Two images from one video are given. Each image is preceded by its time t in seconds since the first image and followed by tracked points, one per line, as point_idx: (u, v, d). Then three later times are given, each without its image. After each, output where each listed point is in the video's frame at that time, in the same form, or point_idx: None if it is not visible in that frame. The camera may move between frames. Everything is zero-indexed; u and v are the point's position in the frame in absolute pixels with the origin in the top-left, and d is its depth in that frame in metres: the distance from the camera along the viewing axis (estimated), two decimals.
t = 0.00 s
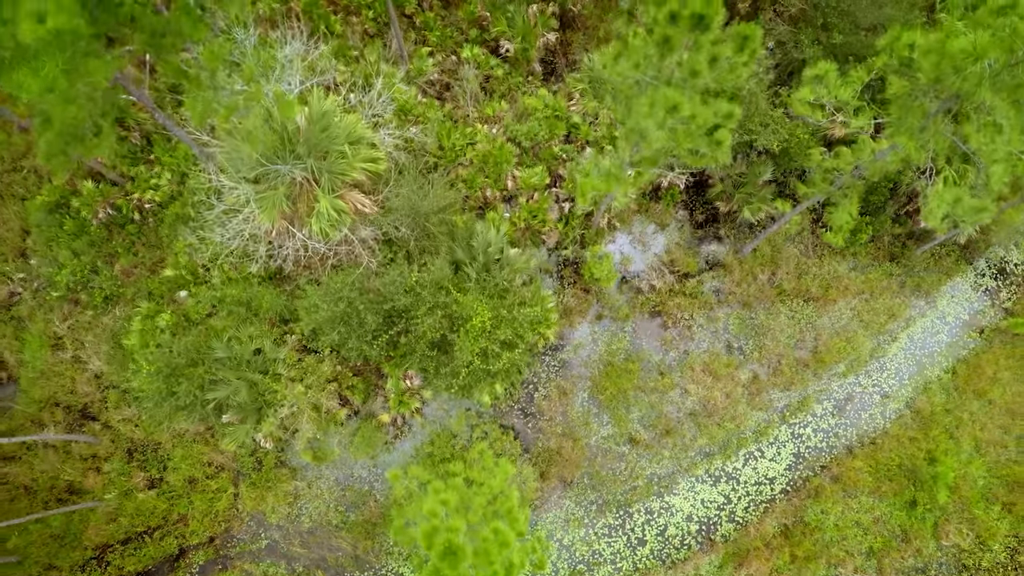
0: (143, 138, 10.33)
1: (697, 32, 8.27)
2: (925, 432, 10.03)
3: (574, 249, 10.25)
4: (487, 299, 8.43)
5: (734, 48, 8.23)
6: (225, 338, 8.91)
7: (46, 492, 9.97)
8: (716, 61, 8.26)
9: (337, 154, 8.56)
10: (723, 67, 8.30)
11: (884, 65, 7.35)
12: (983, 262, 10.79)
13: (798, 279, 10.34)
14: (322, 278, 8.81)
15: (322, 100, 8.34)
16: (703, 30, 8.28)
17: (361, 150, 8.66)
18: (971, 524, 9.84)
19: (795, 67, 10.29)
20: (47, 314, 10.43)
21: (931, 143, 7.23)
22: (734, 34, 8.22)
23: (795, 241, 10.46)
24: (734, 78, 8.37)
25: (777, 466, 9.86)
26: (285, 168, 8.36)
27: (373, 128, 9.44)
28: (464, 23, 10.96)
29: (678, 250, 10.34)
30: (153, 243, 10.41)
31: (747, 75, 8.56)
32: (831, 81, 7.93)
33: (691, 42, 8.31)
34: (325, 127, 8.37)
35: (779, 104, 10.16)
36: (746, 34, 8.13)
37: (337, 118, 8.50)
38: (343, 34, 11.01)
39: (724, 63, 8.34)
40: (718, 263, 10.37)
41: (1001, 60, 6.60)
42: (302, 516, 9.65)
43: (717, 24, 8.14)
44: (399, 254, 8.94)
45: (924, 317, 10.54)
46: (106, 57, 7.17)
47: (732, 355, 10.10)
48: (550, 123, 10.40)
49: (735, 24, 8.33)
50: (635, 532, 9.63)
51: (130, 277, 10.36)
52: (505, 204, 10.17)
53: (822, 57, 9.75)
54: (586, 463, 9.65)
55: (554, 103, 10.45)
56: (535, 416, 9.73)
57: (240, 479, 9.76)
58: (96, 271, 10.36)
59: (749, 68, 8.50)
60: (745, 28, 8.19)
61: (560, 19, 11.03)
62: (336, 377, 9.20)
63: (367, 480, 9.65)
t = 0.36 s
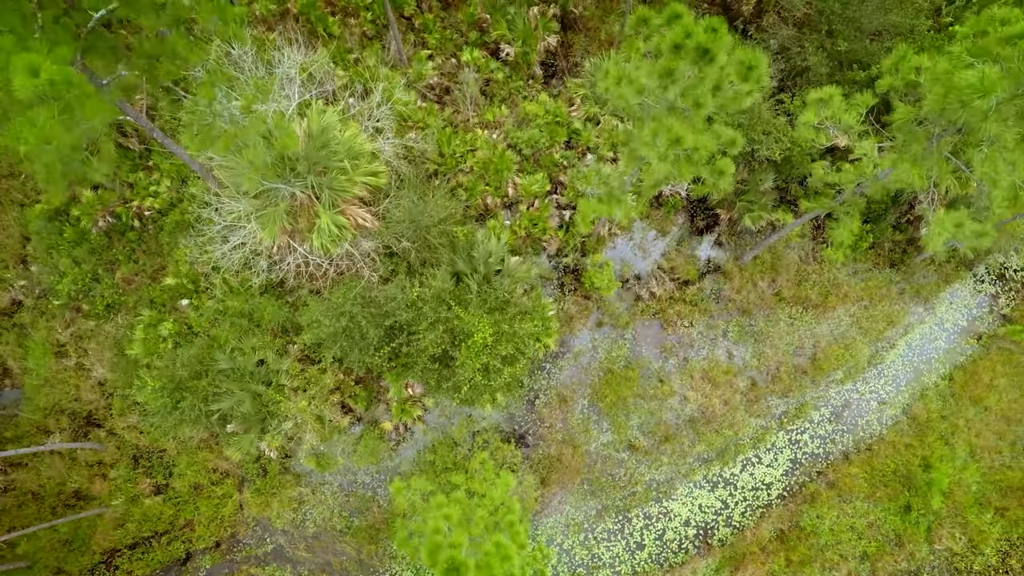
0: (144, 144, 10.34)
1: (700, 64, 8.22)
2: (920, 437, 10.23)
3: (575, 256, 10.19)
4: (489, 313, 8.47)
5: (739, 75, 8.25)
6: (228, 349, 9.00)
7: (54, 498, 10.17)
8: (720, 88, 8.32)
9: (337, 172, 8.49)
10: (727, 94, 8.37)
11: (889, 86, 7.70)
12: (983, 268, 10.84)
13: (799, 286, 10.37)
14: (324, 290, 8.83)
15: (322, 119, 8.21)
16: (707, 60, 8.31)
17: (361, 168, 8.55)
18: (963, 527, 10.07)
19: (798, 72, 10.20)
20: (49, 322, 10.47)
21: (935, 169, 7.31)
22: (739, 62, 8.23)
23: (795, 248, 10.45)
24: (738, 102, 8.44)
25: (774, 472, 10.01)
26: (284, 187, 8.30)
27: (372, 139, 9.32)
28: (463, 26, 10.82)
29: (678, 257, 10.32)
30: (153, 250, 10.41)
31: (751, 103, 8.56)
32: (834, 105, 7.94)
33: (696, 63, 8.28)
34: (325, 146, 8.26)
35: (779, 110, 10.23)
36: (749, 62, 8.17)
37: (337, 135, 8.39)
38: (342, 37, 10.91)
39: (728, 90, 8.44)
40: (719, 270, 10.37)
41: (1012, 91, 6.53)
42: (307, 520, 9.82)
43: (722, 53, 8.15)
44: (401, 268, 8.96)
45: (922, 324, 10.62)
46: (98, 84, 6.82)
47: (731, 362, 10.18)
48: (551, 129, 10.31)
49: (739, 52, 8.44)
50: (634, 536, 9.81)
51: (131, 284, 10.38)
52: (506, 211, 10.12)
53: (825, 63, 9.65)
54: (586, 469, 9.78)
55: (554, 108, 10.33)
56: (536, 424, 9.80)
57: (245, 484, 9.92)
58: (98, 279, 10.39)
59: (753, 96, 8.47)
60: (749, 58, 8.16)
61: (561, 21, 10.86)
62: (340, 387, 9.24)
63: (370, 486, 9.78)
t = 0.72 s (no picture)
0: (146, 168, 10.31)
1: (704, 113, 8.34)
2: (919, 457, 10.30)
3: (577, 278, 10.21)
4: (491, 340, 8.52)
5: (742, 119, 8.25)
6: (232, 374, 9.11)
7: (59, 517, 10.25)
8: (723, 133, 8.27)
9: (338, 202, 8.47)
10: (730, 138, 8.31)
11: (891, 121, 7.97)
12: (983, 287, 10.85)
13: (799, 306, 10.41)
14: (327, 315, 8.88)
15: (325, 149, 8.24)
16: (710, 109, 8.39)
17: (363, 199, 8.51)
18: (961, 546, 10.16)
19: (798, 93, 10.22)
20: (52, 342, 10.50)
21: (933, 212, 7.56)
22: (742, 107, 8.26)
23: (796, 268, 10.47)
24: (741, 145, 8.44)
25: (774, 492, 10.10)
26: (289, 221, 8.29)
27: (376, 165, 9.29)
28: (464, 45, 10.82)
29: (680, 278, 10.34)
30: (156, 271, 10.43)
31: (753, 145, 8.62)
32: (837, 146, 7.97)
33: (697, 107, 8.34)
34: (326, 176, 8.27)
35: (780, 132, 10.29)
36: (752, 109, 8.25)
37: (340, 166, 8.39)
38: (343, 56, 10.93)
39: (731, 134, 8.31)
40: (720, 291, 10.39)
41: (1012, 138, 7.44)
42: (311, 541, 9.89)
43: (725, 101, 8.21)
44: (404, 295, 9.00)
45: (922, 343, 10.66)
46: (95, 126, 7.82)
47: (732, 383, 10.23)
48: (552, 152, 10.33)
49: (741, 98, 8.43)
50: (635, 556, 9.90)
51: (133, 304, 10.42)
52: (507, 233, 10.15)
53: (827, 86, 9.65)
54: (588, 490, 9.85)
55: (556, 129, 10.34)
56: (538, 446, 9.86)
57: (249, 505, 9.99)
58: (100, 300, 10.43)
59: (755, 139, 8.54)
60: (752, 103, 8.20)
61: (562, 40, 10.90)
62: (343, 412, 9.27)
63: (374, 507, 9.86)
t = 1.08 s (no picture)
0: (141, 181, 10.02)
1: (708, 165, 8.20)
2: (920, 478, 10.36)
3: (579, 300, 10.20)
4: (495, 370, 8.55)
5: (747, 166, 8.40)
6: (236, 401, 9.14)
7: (65, 538, 10.31)
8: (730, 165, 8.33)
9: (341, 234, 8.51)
10: (733, 171, 8.44)
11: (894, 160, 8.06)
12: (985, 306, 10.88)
13: (800, 327, 10.45)
14: (330, 343, 8.90)
15: (327, 181, 8.33)
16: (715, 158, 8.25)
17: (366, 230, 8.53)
18: (961, 566, 10.24)
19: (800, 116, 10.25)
20: (55, 364, 10.52)
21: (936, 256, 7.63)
22: (748, 153, 8.34)
23: (798, 289, 10.49)
24: (744, 190, 8.59)
25: (775, 513, 10.18)
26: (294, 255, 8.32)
27: (379, 191, 9.24)
28: (466, 66, 10.79)
29: (682, 300, 10.36)
30: (159, 293, 10.45)
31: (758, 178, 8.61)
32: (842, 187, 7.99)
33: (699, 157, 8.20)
34: (329, 209, 8.30)
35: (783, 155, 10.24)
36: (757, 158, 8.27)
37: (343, 198, 8.42)
38: (344, 77, 10.94)
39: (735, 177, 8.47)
40: (722, 312, 10.42)
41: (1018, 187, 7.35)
42: (316, 563, 9.96)
43: (728, 152, 8.14)
44: (407, 321, 9.03)
45: (922, 363, 10.72)
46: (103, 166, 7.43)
47: (734, 405, 10.27)
48: (554, 175, 10.31)
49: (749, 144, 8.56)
50: None
51: (137, 327, 10.45)
52: (510, 255, 10.18)
53: (829, 111, 9.67)
54: (591, 512, 9.92)
55: (558, 152, 10.34)
56: (541, 468, 9.94)
57: (254, 526, 10.06)
58: (104, 322, 10.46)
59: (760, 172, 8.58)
60: (758, 152, 8.37)
61: (564, 61, 10.89)
62: (346, 437, 9.31)
63: (378, 529, 9.93)
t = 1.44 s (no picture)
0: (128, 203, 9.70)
1: (711, 218, 8.42)
2: (919, 497, 10.44)
3: (581, 322, 10.22)
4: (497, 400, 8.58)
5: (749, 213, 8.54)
6: (240, 426, 9.21)
7: (70, 559, 10.38)
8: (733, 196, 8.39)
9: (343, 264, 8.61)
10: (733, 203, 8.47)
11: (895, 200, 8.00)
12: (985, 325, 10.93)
13: (801, 348, 10.49)
14: (334, 370, 8.91)
15: (329, 213, 8.41)
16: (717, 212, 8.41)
17: (369, 260, 8.65)
18: None
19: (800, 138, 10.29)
20: (58, 386, 10.56)
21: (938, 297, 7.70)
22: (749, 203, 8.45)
23: (799, 310, 10.53)
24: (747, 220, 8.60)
25: (775, 532, 10.29)
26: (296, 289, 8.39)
27: (381, 216, 9.24)
28: (467, 87, 10.81)
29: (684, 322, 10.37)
30: (161, 315, 10.48)
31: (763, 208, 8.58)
32: (843, 229, 8.04)
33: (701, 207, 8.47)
34: (332, 242, 8.40)
35: (783, 178, 10.24)
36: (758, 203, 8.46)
37: (345, 231, 8.51)
38: (346, 98, 10.96)
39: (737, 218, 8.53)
40: (723, 333, 10.46)
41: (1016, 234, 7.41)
42: None
43: (730, 207, 8.33)
44: (409, 348, 9.07)
45: (922, 382, 10.75)
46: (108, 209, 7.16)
47: (734, 426, 10.34)
48: (555, 199, 10.32)
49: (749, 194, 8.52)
50: None
51: (140, 349, 10.50)
52: (512, 277, 10.23)
53: (830, 135, 9.69)
54: (592, 533, 10.00)
55: (559, 175, 10.34)
56: (543, 489, 10.02)
57: (258, 547, 10.13)
58: (107, 344, 10.50)
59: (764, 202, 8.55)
60: (759, 201, 8.40)
61: (565, 81, 10.92)
62: (349, 463, 9.38)
63: (381, 550, 10.00)
